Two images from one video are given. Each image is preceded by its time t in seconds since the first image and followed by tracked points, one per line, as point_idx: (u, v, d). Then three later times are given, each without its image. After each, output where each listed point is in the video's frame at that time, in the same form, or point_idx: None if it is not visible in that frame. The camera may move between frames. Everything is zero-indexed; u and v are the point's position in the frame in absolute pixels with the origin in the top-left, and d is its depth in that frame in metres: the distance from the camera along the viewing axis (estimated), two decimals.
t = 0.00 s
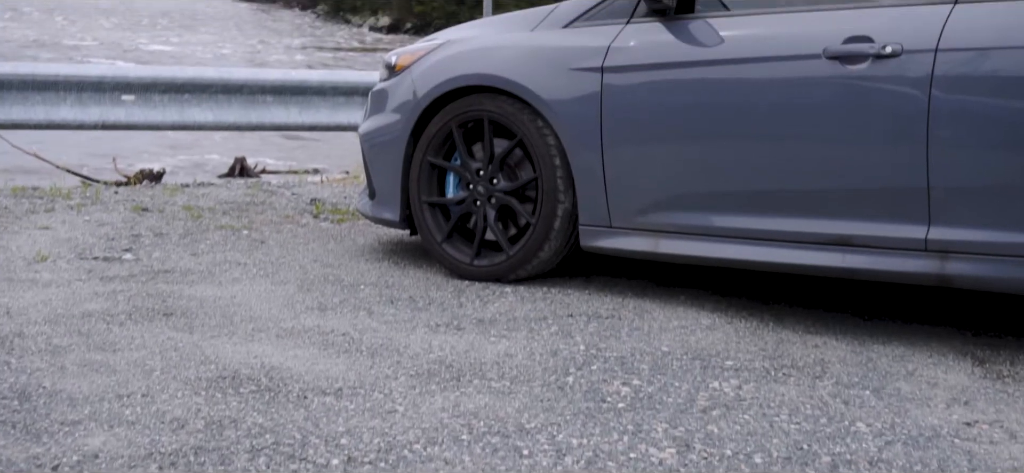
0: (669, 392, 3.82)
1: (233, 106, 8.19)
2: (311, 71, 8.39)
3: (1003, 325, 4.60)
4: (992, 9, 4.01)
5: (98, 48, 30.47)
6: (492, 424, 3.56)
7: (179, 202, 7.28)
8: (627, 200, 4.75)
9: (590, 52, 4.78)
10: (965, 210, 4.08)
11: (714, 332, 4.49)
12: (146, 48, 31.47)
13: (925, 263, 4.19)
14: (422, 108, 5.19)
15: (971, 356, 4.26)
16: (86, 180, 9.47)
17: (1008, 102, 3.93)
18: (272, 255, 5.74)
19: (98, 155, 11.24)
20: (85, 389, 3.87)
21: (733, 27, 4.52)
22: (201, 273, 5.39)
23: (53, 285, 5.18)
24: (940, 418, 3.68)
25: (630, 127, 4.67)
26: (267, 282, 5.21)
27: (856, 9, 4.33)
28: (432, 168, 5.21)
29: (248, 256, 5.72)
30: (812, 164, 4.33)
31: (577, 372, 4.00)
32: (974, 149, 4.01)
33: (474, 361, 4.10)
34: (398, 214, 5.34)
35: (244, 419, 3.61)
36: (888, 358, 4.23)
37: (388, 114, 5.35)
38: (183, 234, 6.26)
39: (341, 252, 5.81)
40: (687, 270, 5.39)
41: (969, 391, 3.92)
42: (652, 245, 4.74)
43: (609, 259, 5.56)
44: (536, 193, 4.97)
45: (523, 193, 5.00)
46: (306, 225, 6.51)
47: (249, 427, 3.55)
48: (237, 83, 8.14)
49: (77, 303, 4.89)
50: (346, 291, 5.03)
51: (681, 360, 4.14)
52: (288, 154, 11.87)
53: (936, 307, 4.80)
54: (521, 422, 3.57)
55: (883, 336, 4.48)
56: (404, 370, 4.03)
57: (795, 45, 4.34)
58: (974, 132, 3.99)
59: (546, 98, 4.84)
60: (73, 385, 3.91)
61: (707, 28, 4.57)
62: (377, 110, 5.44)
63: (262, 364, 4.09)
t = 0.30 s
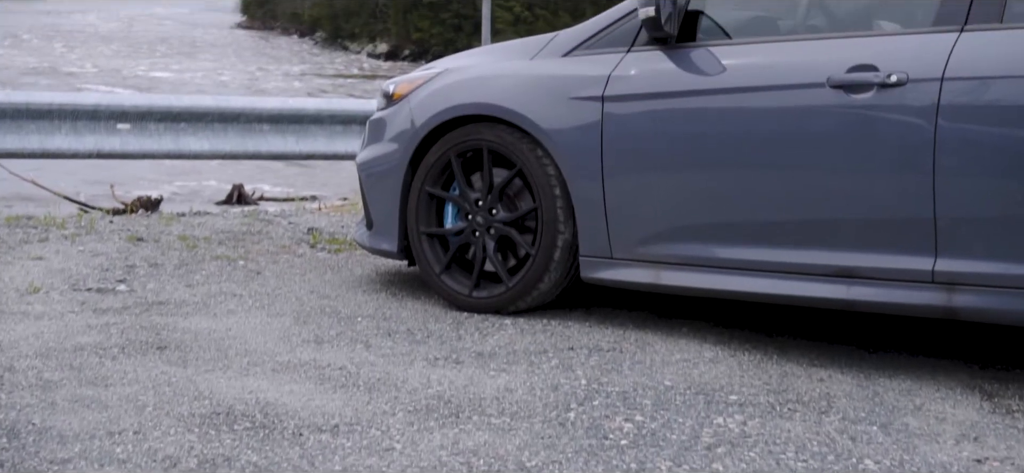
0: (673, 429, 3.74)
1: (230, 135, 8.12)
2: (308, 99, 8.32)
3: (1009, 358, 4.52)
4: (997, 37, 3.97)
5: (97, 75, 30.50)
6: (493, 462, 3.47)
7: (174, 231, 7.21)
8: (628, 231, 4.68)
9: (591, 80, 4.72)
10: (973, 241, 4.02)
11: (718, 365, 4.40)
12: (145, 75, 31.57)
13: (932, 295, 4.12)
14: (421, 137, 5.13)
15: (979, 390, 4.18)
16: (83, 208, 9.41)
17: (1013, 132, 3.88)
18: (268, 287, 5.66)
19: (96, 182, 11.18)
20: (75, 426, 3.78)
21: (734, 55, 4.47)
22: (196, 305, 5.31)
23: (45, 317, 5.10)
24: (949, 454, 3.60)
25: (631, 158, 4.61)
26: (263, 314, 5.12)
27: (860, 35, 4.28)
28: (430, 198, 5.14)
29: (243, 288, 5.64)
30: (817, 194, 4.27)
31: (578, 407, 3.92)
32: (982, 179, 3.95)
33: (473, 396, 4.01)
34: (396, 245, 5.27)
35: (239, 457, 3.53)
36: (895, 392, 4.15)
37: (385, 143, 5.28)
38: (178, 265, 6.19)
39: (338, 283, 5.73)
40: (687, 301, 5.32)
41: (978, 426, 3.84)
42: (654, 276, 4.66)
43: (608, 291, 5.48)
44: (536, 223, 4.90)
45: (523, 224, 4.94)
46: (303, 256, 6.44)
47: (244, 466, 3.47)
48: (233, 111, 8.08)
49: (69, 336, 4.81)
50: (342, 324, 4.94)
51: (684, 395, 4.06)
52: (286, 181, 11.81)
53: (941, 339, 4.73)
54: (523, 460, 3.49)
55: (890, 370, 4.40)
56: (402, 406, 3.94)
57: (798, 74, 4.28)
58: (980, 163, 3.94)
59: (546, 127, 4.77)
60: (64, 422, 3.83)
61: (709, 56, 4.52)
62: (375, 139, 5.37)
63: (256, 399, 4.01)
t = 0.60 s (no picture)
0: (675, 467, 3.66)
1: (225, 165, 8.06)
2: (304, 128, 8.25)
3: (1014, 391, 4.45)
4: (1001, 67, 3.93)
5: (95, 102, 30.55)
6: None
7: (169, 262, 7.13)
8: (627, 263, 4.62)
9: (590, 111, 4.67)
10: (980, 273, 3.96)
11: (720, 400, 4.32)
12: (145, 102, 31.72)
13: (939, 329, 4.05)
14: (418, 168, 5.06)
15: (986, 425, 4.10)
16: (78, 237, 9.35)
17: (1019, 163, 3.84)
18: (263, 319, 5.59)
19: (92, 210, 11.13)
20: (65, 464, 3.70)
21: (735, 84, 4.42)
22: (190, 338, 5.22)
23: (36, 351, 5.01)
24: None
25: (632, 189, 4.55)
26: (257, 348, 5.04)
27: (862, 65, 4.23)
28: (427, 229, 5.07)
29: (238, 320, 5.56)
30: (821, 226, 4.21)
31: (579, 444, 3.84)
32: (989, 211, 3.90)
33: (471, 433, 3.94)
34: (392, 276, 5.20)
35: None
36: (900, 428, 4.07)
37: (382, 175, 5.22)
38: (173, 296, 6.12)
39: (334, 315, 5.65)
40: (689, 334, 5.25)
41: (986, 463, 3.76)
42: (655, 309, 4.59)
43: (608, 323, 5.41)
44: (535, 255, 4.83)
45: (521, 256, 4.87)
46: (299, 287, 6.37)
47: None
48: (228, 141, 8.02)
49: (60, 371, 4.72)
50: (339, 357, 4.87)
51: (686, 431, 3.98)
52: (284, 207, 11.76)
53: (945, 373, 4.66)
54: None
55: (895, 405, 4.32)
56: (398, 442, 3.86)
57: (800, 104, 4.23)
58: (986, 193, 3.89)
59: (545, 158, 4.71)
60: (53, 459, 3.74)
61: (710, 86, 4.46)
62: (371, 170, 5.31)
63: (250, 436, 3.92)
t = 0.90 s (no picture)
0: None
1: (221, 191, 8.00)
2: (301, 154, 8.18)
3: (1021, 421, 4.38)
4: (1007, 92, 3.88)
5: (92, 126, 30.58)
6: None
7: (164, 289, 7.06)
8: (628, 290, 4.55)
9: (590, 137, 4.61)
10: (986, 301, 3.90)
11: (723, 430, 4.25)
12: (145, 126, 31.79)
13: (945, 359, 3.99)
14: (416, 194, 4.99)
15: (993, 456, 4.03)
16: (74, 262, 9.26)
17: None
18: (258, 348, 5.50)
19: (88, 234, 11.05)
20: None
21: (737, 110, 4.36)
22: (184, 368, 5.14)
23: (27, 381, 4.94)
24: None
25: (633, 217, 4.49)
26: (252, 377, 4.96)
27: (864, 91, 4.18)
28: (425, 256, 5.00)
29: (233, 349, 5.48)
30: (823, 253, 4.15)
31: None
32: (996, 238, 3.84)
33: (470, 465, 3.86)
34: (389, 304, 5.13)
35: None
36: (906, 459, 4.00)
37: (379, 201, 5.15)
38: (166, 324, 6.04)
39: (331, 344, 5.58)
40: (689, 362, 5.18)
41: None
42: (656, 338, 4.52)
43: (607, 351, 5.34)
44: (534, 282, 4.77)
45: (520, 283, 4.80)
46: (295, 314, 6.29)
47: None
48: (225, 166, 7.97)
49: (51, 401, 4.64)
50: (334, 386, 4.79)
51: (689, 463, 3.90)
52: (281, 231, 11.70)
53: (949, 402, 4.59)
54: None
55: (900, 435, 4.24)
56: None
57: (802, 129, 4.17)
58: (991, 221, 3.84)
59: (544, 184, 4.65)
60: None
61: (710, 112, 4.41)
62: (368, 197, 5.24)
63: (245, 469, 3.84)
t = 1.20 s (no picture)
0: None
1: (216, 215, 7.93)
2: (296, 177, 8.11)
3: None
4: (1011, 115, 3.83)
5: (92, 148, 30.59)
6: None
7: (157, 313, 6.98)
8: (627, 316, 4.48)
9: (589, 160, 4.55)
10: (991, 327, 3.83)
11: (724, 458, 4.17)
12: (142, 149, 31.71)
13: (950, 386, 3.92)
14: (412, 218, 4.93)
15: None
16: (70, 284, 9.19)
17: None
18: (252, 373, 5.42)
19: (83, 257, 10.97)
20: None
21: (738, 133, 4.30)
22: (176, 394, 5.06)
23: (16, 408, 4.85)
24: None
25: (632, 241, 4.42)
26: (246, 404, 4.88)
27: (865, 113, 4.13)
28: (421, 281, 4.94)
29: (227, 375, 5.40)
30: (824, 276, 4.09)
31: None
32: (1000, 262, 3.78)
33: None
34: (385, 330, 5.06)
35: None
36: None
37: (375, 224, 5.08)
38: (159, 349, 5.95)
39: (326, 369, 5.50)
40: (689, 389, 5.10)
41: None
42: (655, 364, 4.45)
43: (605, 377, 5.27)
44: (532, 307, 4.70)
45: (518, 309, 4.73)
46: (291, 340, 6.21)
47: None
48: (219, 190, 7.90)
49: (40, 429, 4.56)
50: (329, 414, 4.71)
51: None
52: (277, 252, 11.63)
53: (954, 430, 4.51)
54: None
55: (907, 462, 4.16)
56: None
57: (804, 153, 4.11)
58: (996, 245, 3.78)
59: (542, 208, 4.58)
60: None
61: (711, 135, 4.35)
62: (364, 220, 5.17)
63: None
